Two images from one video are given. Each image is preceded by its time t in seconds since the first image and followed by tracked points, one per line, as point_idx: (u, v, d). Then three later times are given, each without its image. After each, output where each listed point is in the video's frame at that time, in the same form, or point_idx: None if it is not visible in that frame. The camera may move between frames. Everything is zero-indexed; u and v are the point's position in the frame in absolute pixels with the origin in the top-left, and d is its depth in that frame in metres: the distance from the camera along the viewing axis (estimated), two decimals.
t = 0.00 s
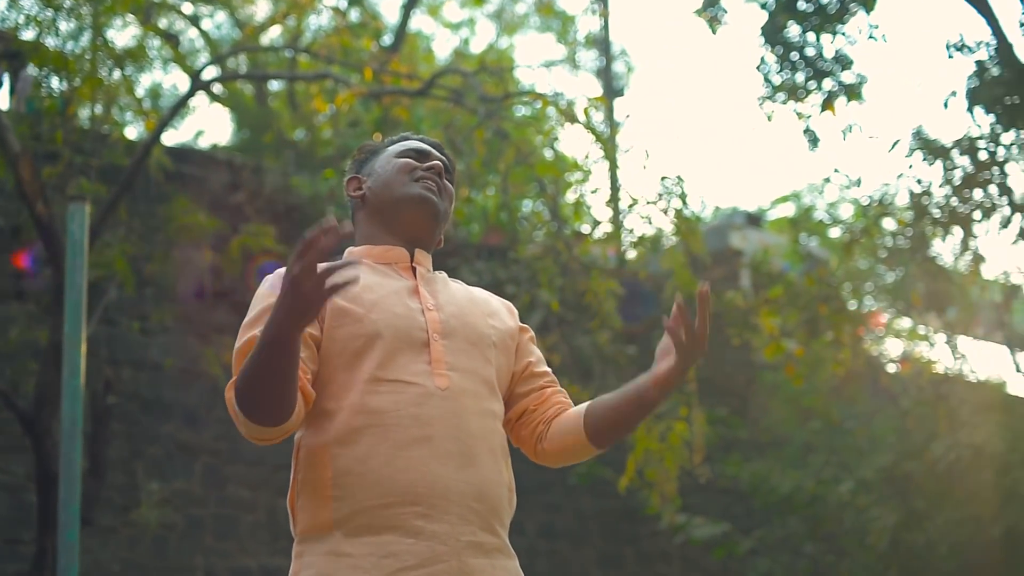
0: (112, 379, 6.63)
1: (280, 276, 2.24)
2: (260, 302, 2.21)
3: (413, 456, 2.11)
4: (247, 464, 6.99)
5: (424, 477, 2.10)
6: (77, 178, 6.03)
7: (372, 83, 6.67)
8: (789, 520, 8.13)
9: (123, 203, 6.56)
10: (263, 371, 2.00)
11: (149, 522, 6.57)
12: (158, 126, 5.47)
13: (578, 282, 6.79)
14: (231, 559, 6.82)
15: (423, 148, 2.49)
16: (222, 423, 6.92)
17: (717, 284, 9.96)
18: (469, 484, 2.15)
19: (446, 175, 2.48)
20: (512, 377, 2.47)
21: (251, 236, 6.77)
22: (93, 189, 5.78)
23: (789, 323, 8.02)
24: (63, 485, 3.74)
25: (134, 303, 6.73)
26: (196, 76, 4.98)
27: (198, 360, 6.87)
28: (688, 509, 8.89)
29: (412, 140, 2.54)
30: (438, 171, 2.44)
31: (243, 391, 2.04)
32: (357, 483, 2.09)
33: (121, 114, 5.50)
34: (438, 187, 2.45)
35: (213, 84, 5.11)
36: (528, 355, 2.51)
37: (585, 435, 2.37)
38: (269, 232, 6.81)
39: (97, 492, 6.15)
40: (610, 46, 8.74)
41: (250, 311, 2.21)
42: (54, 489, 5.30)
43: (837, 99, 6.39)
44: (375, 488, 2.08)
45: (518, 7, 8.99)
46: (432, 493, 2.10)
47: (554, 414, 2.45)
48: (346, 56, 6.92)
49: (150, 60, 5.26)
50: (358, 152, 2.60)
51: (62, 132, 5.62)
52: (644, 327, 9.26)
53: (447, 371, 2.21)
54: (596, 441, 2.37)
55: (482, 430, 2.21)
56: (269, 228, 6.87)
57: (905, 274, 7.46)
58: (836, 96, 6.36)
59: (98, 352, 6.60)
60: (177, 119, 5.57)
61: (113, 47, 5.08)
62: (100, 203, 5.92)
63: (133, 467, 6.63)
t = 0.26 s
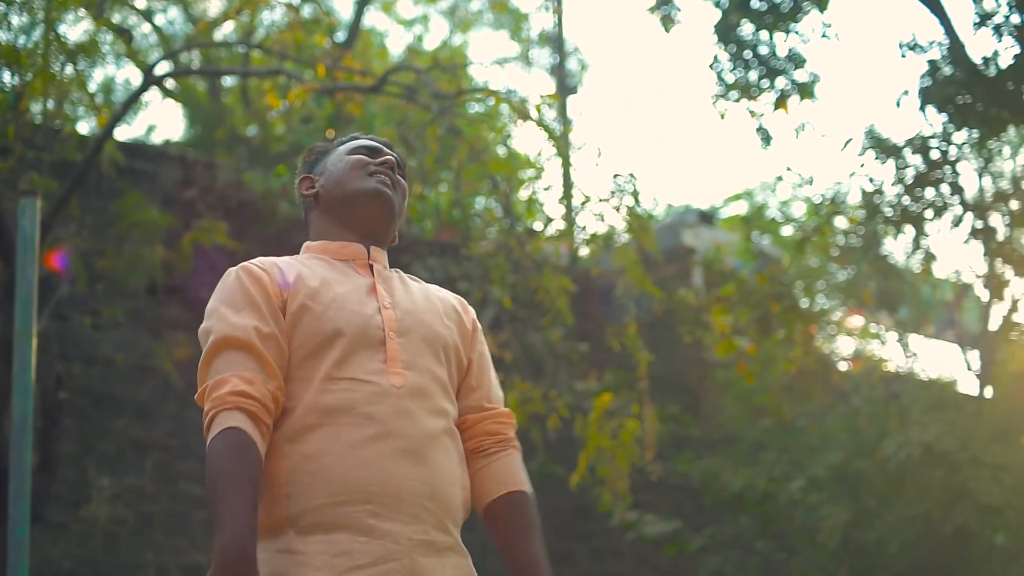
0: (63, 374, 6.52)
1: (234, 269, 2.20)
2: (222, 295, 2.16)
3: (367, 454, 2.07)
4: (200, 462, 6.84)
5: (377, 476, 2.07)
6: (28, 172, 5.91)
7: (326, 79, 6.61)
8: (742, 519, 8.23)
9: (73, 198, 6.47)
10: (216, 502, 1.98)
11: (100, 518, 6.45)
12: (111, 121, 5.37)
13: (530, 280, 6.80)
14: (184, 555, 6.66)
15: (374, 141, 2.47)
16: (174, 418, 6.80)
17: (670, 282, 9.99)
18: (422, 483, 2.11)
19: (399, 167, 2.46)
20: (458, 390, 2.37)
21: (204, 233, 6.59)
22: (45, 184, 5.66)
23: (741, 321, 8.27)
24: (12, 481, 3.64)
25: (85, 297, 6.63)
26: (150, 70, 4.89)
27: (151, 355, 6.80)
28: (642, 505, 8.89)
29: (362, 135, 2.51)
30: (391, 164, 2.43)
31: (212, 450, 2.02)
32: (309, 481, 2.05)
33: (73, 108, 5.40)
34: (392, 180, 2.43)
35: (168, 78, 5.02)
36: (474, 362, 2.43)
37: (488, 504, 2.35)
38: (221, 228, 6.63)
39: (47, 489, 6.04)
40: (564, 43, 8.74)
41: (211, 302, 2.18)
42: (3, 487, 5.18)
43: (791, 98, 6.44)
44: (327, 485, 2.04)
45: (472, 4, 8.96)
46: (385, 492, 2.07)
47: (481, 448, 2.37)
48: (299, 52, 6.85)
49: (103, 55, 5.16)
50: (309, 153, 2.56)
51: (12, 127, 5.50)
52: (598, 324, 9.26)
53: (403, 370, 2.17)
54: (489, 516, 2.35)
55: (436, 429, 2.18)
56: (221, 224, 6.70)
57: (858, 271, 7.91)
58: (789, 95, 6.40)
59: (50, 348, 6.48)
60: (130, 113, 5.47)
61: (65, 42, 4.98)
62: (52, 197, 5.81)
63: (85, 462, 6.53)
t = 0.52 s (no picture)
0: (31, 372, 6.45)
1: (215, 261, 2.19)
2: (189, 293, 2.16)
3: (346, 455, 2.07)
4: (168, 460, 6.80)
5: (355, 478, 2.06)
6: None
7: (296, 78, 6.59)
8: (709, 521, 8.25)
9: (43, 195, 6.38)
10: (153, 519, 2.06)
11: (68, 517, 6.38)
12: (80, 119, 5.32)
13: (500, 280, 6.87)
14: (152, 553, 6.60)
15: (368, 139, 2.48)
16: (142, 416, 6.76)
17: (639, 283, 10.00)
18: (400, 486, 2.11)
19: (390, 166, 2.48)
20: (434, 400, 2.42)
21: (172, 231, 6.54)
22: (12, 180, 5.60)
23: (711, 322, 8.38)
24: None
25: (54, 295, 6.56)
26: (120, 68, 4.85)
27: (120, 353, 6.72)
28: (611, 506, 8.91)
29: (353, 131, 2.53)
30: (384, 163, 2.44)
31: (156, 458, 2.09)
32: (284, 481, 2.04)
33: (42, 105, 5.35)
34: (383, 179, 2.44)
35: (138, 76, 4.98)
36: (453, 372, 2.45)
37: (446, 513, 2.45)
38: (191, 227, 6.61)
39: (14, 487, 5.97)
40: (535, 44, 8.74)
41: (183, 295, 2.18)
42: None
43: (761, 101, 6.48)
44: (305, 486, 2.04)
45: (444, 3, 8.93)
46: (363, 494, 2.06)
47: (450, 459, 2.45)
48: (270, 51, 6.82)
49: (73, 52, 5.12)
50: (290, 147, 2.55)
51: None
52: (568, 325, 9.27)
53: (383, 369, 2.17)
54: (446, 525, 2.46)
55: (415, 430, 2.18)
56: (191, 222, 6.65)
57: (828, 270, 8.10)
58: (760, 97, 6.45)
59: (18, 346, 6.41)
60: (99, 111, 5.42)
61: (35, 39, 4.94)
62: (21, 194, 5.74)
63: (53, 460, 6.46)
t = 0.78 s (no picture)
0: None
1: (192, 263, 2.28)
2: (171, 291, 2.24)
3: (319, 456, 2.19)
4: (130, 458, 6.77)
5: (327, 481, 2.19)
6: None
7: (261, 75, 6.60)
8: (670, 519, 8.31)
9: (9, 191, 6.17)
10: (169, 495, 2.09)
11: (31, 516, 6.27)
12: (44, 116, 5.27)
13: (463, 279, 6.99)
14: (114, 551, 6.55)
15: (361, 159, 2.65)
16: (104, 415, 6.72)
17: (602, 283, 10.03)
18: (369, 488, 2.24)
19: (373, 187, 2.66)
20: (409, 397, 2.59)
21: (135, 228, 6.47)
22: None
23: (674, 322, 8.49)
24: None
25: (17, 293, 6.39)
26: (84, 66, 4.80)
27: (82, 351, 6.63)
28: (572, 506, 8.96)
29: (343, 136, 2.67)
30: (371, 191, 2.62)
31: (159, 442, 2.12)
32: (261, 479, 2.16)
33: (5, 102, 5.29)
34: (366, 204, 2.62)
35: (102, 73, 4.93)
36: (423, 372, 2.63)
37: (441, 503, 2.59)
38: (155, 224, 6.54)
39: None
40: (500, 43, 8.74)
41: (159, 294, 2.26)
42: None
43: (726, 100, 6.51)
44: (278, 486, 2.15)
45: (408, 2, 8.91)
46: (334, 497, 2.19)
47: (435, 450, 2.62)
48: (234, 49, 6.80)
49: (37, 49, 5.07)
50: (282, 121, 2.68)
51: None
52: (532, 324, 9.30)
53: (355, 373, 2.30)
54: (441, 516, 2.60)
55: (384, 433, 2.31)
56: (155, 220, 6.59)
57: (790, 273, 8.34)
58: (725, 97, 6.48)
59: None
60: (63, 109, 5.37)
61: None
62: None
63: (14, 459, 6.39)
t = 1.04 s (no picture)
0: None
1: (172, 262, 2.33)
2: (157, 289, 2.28)
3: (299, 454, 2.22)
4: (98, 456, 6.71)
5: (309, 480, 2.21)
6: None
7: (230, 73, 6.58)
8: (637, 518, 8.35)
9: None
10: (207, 483, 2.10)
11: None
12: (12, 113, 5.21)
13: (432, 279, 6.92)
14: (81, 550, 6.50)
15: (326, 158, 2.64)
16: (72, 413, 6.67)
17: (570, 282, 10.04)
18: (350, 487, 2.27)
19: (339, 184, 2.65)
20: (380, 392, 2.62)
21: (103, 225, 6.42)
22: None
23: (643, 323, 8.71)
24: None
25: None
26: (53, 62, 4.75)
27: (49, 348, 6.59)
28: (540, 505, 8.99)
29: (307, 135, 2.67)
30: (338, 189, 2.61)
31: (174, 437, 2.13)
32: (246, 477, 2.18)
33: None
34: (335, 202, 2.61)
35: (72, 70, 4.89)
36: (395, 368, 2.67)
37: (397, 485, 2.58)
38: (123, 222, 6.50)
39: None
40: (470, 43, 8.74)
41: (142, 294, 2.29)
42: None
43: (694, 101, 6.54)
44: (261, 483, 2.18)
45: (378, 1, 8.89)
46: (315, 495, 2.21)
47: (396, 443, 2.62)
48: (203, 47, 6.77)
49: (4, 45, 5.02)
50: (245, 125, 2.68)
51: None
52: (500, 324, 9.32)
53: (334, 372, 2.33)
54: (398, 500, 2.58)
55: (363, 431, 2.34)
56: (124, 218, 6.54)
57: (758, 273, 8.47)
58: (694, 97, 6.50)
59: None
60: (31, 105, 5.31)
61: None
62: None
63: None
